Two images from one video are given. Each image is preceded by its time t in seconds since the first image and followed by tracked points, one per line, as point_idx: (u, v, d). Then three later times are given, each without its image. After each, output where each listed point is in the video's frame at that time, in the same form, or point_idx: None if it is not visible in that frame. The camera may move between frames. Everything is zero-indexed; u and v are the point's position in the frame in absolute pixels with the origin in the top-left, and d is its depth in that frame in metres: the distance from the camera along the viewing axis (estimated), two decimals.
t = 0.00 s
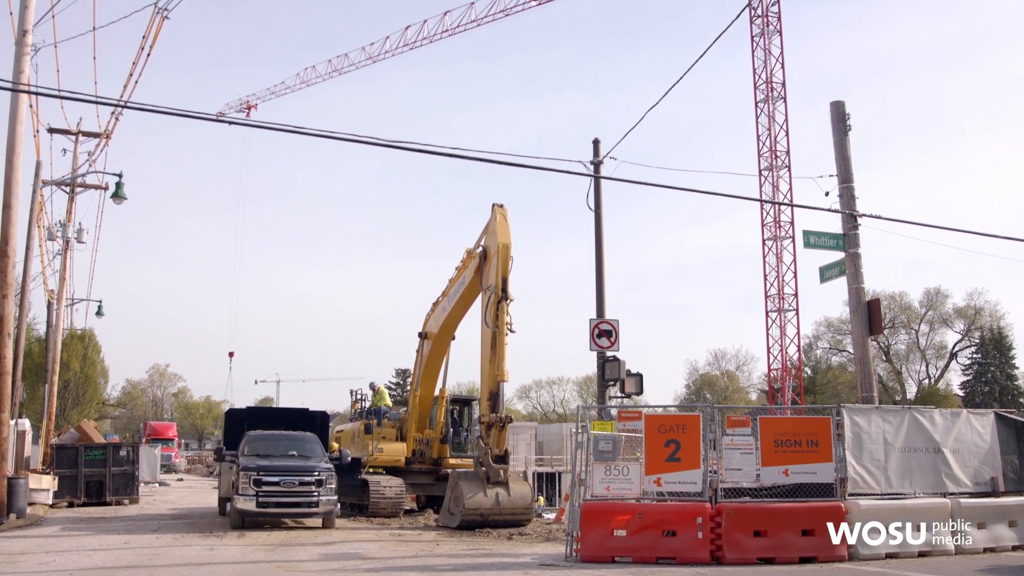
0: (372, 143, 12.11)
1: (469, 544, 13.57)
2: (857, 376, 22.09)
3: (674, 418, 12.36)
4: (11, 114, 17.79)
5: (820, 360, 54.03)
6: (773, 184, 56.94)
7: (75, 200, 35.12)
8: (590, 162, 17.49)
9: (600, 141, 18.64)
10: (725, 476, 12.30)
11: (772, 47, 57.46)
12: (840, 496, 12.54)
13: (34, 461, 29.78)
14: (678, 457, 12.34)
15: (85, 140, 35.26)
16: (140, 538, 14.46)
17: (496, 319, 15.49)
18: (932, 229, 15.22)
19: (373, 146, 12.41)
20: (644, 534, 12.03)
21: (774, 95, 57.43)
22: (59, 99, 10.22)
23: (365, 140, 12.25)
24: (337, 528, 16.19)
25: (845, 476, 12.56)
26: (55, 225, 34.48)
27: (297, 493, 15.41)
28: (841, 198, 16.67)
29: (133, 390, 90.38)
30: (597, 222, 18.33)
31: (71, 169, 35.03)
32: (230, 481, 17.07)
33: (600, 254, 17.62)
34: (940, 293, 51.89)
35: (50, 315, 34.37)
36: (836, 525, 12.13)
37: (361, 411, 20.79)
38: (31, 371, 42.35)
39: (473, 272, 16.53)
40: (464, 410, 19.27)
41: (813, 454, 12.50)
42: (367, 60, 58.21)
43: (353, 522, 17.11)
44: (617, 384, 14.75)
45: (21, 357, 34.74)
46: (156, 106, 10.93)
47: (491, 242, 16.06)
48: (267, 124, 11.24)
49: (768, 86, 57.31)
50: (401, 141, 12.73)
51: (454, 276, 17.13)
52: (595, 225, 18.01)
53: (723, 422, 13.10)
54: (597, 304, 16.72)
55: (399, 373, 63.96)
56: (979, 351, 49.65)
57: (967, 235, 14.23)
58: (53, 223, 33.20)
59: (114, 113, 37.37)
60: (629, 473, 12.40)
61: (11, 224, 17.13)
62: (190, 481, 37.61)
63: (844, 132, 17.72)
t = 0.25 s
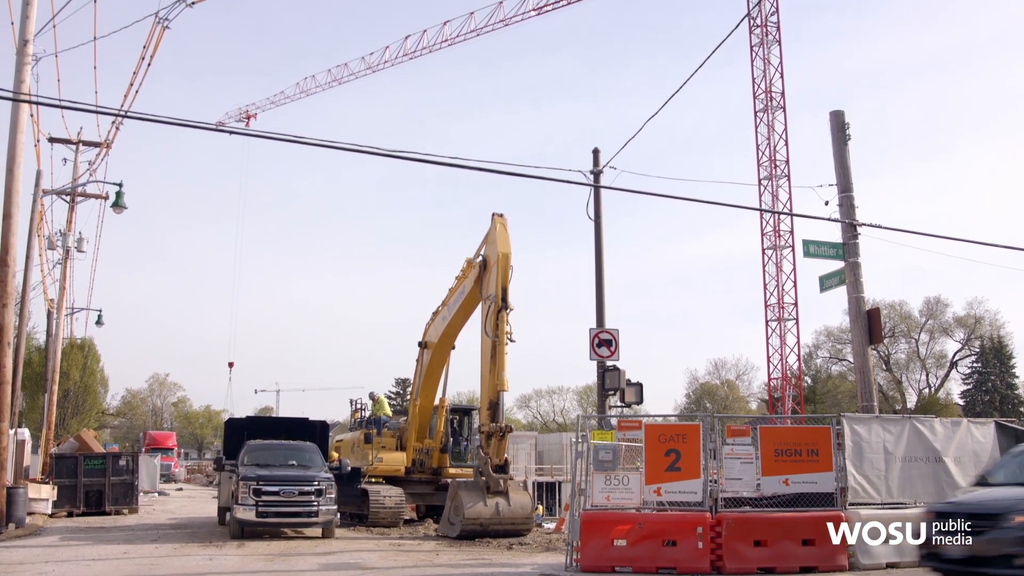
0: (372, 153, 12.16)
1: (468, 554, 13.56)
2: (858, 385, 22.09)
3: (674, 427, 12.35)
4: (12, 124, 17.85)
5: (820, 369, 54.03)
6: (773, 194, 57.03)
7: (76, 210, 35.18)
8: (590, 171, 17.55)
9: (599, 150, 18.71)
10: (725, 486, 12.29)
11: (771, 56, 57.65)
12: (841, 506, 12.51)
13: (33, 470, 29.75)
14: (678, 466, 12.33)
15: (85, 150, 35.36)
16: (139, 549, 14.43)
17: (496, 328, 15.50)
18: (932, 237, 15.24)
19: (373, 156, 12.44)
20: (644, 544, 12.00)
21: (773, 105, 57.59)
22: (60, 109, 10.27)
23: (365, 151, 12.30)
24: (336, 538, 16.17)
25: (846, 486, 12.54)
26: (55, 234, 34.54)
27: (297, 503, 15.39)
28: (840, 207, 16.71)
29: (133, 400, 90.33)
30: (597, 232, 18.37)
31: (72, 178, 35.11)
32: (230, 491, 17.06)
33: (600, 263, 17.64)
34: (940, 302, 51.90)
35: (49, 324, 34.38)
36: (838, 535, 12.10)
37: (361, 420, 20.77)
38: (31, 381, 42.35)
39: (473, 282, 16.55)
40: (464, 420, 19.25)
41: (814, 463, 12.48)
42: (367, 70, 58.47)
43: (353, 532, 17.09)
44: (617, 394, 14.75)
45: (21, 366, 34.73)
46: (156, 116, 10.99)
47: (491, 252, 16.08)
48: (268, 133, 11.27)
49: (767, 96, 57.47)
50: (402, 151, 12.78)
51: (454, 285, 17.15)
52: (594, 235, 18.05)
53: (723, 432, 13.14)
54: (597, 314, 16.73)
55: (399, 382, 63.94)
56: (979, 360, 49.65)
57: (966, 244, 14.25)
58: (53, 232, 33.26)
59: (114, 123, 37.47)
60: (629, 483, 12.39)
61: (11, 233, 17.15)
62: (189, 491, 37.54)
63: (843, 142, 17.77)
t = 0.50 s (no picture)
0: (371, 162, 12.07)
1: (469, 563, 13.57)
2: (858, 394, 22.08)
3: (674, 437, 12.37)
4: (13, 134, 17.91)
5: (820, 378, 54.02)
6: (773, 203, 57.10)
7: (76, 220, 35.22)
8: (590, 181, 17.60)
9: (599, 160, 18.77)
10: (726, 495, 12.36)
11: (770, 66, 57.82)
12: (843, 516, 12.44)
13: (33, 480, 29.70)
14: (678, 475, 12.33)
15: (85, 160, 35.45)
16: (138, 558, 14.40)
17: (496, 338, 15.51)
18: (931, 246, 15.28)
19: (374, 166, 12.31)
20: (644, 554, 11.94)
21: (773, 115, 57.72)
22: (58, 117, 10.29)
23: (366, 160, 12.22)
24: (336, 547, 16.14)
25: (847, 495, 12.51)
26: (55, 243, 34.59)
27: (296, 513, 15.38)
28: (840, 217, 16.75)
29: (132, 409, 90.25)
30: (597, 241, 18.43)
31: (72, 188, 35.19)
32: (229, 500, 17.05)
33: (599, 273, 17.67)
34: (940, 311, 51.91)
35: (49, 333, 34.39)
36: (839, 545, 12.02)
37: (361, 429, 20.75)
38: (31, 390, 42.33)
39: (473, 291, 16.57)
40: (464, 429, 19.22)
41: (814, 473, 12.44)
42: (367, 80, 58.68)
43: (353, 541, 17.05)
44: (617, 403, 14.75)
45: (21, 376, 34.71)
46: (156, 126, 10.99)
47: (491, 261, 16.10)
48: (267, 143, 11.27)
49: (767, 105, 57.60)
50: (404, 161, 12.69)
51: (454, 295, 17.17)
52: (594, 244, 18.10)
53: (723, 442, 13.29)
54: (597, 324, 16.76)
55: (399, 392, 63.88)
56: (980, 369, 49.62)
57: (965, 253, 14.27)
58: (53, 242, 33.33)
59: (115, 132, 37.51)
60: (630, 493, 12.50)
61: (11, 243, 17.20)
62: (189, 500, 37.43)
63: (843, 151, 17.83)
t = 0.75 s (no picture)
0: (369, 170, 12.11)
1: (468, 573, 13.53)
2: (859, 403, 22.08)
3: (675, 445, 12.38)
4: (13, 143, 17.96)
5: (820, 387, 54.01)
6: (772, 212, 57.16)
7: (77, 229, 35.26)
8: (590, 191, 17.65)
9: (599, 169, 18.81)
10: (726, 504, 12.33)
11: (770, 75, 58.00)
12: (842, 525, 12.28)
13: (32, 489, 29.67)
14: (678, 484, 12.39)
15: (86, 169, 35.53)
16: (138, 567, 14.38)
17: (495, 347, 15.52)
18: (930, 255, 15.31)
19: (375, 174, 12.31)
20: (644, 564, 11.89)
21: (772, 124, 57.84)
22: (59, 127, 10.34)
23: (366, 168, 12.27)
24: (336, 557, 16.13)
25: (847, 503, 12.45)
26: (55, 252, 34.64)
27: (296, 522, 15.37)
28: (840, 226, 16.78)
29: (132, 418, 90.16)
30: (596, 249, 18.47)
31: (72, 196, 35.27)
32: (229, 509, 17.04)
33: (599, 281, 17.68)
34: (940, 320, 51.93)
35: (49, 341, 34.40)
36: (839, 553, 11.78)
37: (361, 438, 20.75)
38: (30, 399, 42.31)
39: (473, 300, 16.59)
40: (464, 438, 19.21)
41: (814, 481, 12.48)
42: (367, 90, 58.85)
43: (353, 551, 17.03)
44: (617, 412, 14.76)
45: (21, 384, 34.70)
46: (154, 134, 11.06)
47: (491, 270, 16.13)
48: (267, 152, 11.27)
49: (766, 115, 57.72)
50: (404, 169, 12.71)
51: (454, 303, 17.18)
52: (594, 252, 18.13)
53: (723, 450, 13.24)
54: (597, 332, 16.77)
55: (398, 400, 63.86)
56: (980, 378, 49.59)
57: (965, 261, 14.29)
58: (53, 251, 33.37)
59: (116, 141, 37.57)
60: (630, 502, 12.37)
61: (11, 252, 17.23)
62: (188, 510, 37.37)
63: (842, 160, 17.88)
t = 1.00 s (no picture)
0: (369, 180, 11.80)
1: None
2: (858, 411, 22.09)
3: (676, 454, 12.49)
4: (14, 152, 18.00)
5: (820, 396, 54.00)
6: (773, 220, 57.21)
7: (77, 237, 35.29)
8: (590, 200, 17.70)
9: (599, 178, 18.86)
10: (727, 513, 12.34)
11: (769, 84, 58.18)
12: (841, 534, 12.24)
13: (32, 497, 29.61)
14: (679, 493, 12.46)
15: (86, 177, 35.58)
16: None
17: (496, 355, 15.53)
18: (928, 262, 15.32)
19: (370, 182, 11.96)
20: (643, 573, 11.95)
21: (772, 132, 57.96)
22: (58, 135, 10.28)
23: (363, 177, 11.92)
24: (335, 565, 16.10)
25: (848, 512, 12.43)
26: (55, 260, 34.67)
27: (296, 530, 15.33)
28: (839, 234, 16.82)
29: (131, 427, 90.12)
30: (595, 258, 18.52)
31: (73, 205, 35.34)
32: (229, 518, 17.02)
33: (598, 289, 17.69)
34: (939, 327, 51.94)
35: (49, 350, 34.39)
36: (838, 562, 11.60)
37: (361, 446, 20.75)
38: (30, 407, 42.30)
39: (473, 308, 16.61)
40: (463, 446, 19.26)
41: (815, 490, 12.60)
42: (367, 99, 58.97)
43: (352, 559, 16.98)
44: (617, 420, 14.76)
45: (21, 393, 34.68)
46: (153, 143, 10.73)
47: (491, 278, 16.16)
48: (267, 161, 11.22)
49: (766, 123, 57.86)
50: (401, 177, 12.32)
51: (454, 312, 17.19)
52: (595, 261, 18.16)
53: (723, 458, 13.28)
54: (597, 341, 16.78)
55: (398, 408, 63.82)
56: (980, 386, 49.56)
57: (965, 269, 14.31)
58: (54, 259, 33.41)
59: (116, 150, 37.65)
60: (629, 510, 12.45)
61: (11, 260, 17.25)
62: (189, 518, 37.34)
63: (842, 168, 17.93)
